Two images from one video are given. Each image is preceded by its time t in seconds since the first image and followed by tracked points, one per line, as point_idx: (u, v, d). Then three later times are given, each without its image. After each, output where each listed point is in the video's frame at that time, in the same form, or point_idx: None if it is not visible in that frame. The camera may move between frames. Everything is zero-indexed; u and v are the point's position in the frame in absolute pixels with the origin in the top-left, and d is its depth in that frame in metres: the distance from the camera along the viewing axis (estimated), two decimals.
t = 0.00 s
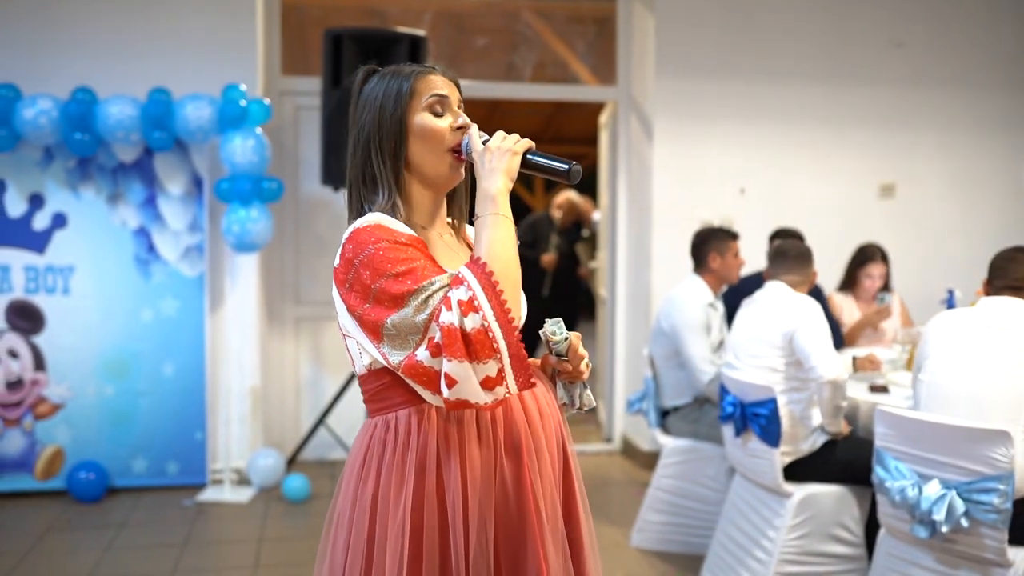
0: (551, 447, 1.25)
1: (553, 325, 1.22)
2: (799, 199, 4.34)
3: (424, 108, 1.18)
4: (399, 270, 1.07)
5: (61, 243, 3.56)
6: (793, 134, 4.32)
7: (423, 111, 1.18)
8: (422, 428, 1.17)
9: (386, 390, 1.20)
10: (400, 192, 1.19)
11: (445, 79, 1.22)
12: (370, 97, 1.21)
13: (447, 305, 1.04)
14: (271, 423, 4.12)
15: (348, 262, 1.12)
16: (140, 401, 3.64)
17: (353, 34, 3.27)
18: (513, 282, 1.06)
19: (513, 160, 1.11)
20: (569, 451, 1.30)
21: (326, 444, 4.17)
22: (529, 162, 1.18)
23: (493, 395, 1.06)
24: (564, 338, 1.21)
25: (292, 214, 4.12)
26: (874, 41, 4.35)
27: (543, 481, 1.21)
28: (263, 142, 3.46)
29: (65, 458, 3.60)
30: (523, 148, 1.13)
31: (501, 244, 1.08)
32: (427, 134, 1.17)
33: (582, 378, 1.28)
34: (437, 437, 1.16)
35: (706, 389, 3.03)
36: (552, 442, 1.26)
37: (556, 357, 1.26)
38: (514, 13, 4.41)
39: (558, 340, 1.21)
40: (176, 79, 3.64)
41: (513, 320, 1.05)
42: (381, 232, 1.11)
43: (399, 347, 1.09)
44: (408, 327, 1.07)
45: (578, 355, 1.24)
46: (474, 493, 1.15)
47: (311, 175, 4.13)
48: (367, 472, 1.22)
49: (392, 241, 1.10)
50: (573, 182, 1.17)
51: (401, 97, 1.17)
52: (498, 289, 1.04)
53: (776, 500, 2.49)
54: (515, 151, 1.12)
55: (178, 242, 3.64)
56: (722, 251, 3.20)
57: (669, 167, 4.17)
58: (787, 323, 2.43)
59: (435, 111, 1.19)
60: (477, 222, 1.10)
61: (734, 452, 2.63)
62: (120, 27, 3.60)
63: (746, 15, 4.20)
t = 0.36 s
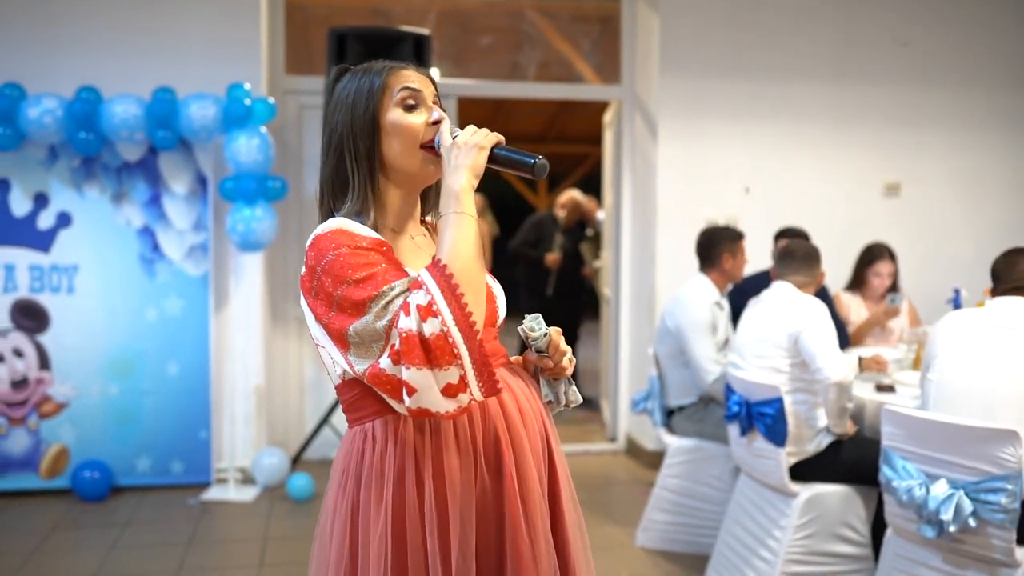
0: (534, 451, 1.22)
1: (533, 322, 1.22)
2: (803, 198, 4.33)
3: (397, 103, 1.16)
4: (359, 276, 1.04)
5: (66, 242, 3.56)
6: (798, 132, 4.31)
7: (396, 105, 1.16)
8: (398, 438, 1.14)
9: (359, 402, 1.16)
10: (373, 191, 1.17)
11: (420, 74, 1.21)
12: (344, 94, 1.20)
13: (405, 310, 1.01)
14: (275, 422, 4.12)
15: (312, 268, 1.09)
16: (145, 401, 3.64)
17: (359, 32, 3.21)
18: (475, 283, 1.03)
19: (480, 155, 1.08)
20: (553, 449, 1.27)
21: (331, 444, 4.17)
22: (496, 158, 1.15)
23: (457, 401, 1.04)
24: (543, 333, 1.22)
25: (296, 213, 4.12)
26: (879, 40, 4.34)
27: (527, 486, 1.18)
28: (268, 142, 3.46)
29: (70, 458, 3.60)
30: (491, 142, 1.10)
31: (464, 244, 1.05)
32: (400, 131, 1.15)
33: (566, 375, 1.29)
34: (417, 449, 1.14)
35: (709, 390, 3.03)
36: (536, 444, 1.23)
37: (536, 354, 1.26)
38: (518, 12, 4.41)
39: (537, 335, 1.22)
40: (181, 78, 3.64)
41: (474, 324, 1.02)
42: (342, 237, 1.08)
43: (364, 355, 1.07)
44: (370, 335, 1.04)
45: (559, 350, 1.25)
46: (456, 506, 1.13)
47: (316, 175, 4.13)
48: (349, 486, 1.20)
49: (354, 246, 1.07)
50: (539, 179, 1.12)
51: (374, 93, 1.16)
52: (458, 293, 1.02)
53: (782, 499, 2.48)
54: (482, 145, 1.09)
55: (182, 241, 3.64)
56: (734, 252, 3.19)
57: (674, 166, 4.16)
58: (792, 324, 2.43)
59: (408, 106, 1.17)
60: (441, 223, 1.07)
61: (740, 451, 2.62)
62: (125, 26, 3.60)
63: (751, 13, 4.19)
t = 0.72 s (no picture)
0: (485, 458, 1.12)
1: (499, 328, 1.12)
2: (811, 199, 4.32)
3: (329, 94, 1.09)
4: (301, 268, 0.97)
5: (74, 242, 3.57)
6: (805, 132, 4.30)
7: (329, 97, 1.09)
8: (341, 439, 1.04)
9: (306, 401, 1.07)
10: (331, 189, 1.11)
11: (355, 61, 1.13)
12: (277, 96, 1.13)
13: (335, 303, 0.93)
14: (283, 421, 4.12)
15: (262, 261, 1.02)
16: (153, 401, 3.65)
17: (366, 33, 3.16)
18: (411, 277, 0.94)
19: (419, 136, 0.99)
20: (507, 453, 1.16)
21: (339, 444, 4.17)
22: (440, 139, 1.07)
23: (391, 397, 0.97)
24: (508, 339, 1.12)
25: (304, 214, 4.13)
26: (887, 39, 4.33)
27: (476, 494, 1.08)
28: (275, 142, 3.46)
29: (78, 458, 3.61)
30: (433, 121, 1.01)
31: (398, 234, 0.95)
32: (333, 121, 1.08)
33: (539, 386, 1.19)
34: (358, 451, 1.04)
35: (715, 392, 3.03)
36: (487, 450, 1.12)
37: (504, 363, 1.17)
38: (525, 13, 4.41)
39: (503, 342, 1.11)
40: (189, 78, 3.64)
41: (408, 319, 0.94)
42: (291, 227, 1.00)
43: (308, 348, 0.99)
44: (310, 329, 0.97)
45: (528, 360, 1.15)
46: (397, 513, 1.03)
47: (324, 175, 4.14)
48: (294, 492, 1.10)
49: (301, 235, 1.00)
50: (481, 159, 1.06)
51: (304, 90, 1.09)
52: (390, 283, 0.92)
53: (791, 500, 2.48)
54: (423, 125, 1.00)
55: (190, 242, 3.64)
56: (745, 255, 3.18)
57: (681, 166, 4.15)
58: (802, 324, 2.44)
59: (341, 94, 1.09)
60: (379, 209, 0.97)
61: (748, 452, 2.62)
62: (132, 27, 3.60)
63: (758, 14, 4.18)
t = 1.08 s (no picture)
0: (425, 478, 1.01)
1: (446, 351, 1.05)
2: (823, 200, 4.30)
3: (294, 104, 1.02)
4: (222, 287, 0.93)
5: (85, 244, 3.57)
6: (816, 133, 4.28)
7: (293, 107, 1.02)
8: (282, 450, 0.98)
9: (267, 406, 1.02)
10: (284, 199, 1.06)
11: (336, 68, 1.05)
12: (249, 92, 1.07)
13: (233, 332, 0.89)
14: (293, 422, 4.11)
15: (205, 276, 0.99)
16: (163, 402, 3.64)
17: (378, 35, 3.16)
18: (311, 309, 0.87)
19: (343, 160, 0.92)
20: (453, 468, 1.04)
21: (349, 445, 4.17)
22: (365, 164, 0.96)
23: (281, 435, 0.89)
24: (454, 362, 1.03)
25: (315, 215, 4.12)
26: (899, 39, 4.31)
27: (411, 521, 0.98)
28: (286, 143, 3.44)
29: (89, 459, 3.62)
30: (360, 145, 0.93)
31: (301, 263, 0.88)
32: (290, 133, 1.01)
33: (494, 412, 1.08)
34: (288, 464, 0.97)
35: (726, 394, 3.02)
36: (428, 472, 1.02)
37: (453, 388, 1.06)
38: (534, 14, 4.41)
39: (447, 364, 1.03)
40: (200, 79, 3.64)
41: (298, 357, 0.87)
42: (224, 242, 0.96)
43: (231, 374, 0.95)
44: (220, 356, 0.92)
45: (477, 387, 1.05)
46: (322, 534, 0.95)
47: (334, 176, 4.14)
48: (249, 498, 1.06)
49: (228, 254, 0.95)
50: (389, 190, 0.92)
51: (273, 95, 1.03)
52: (280, 315, 0.86)
53: (804, 503, 2.46)
54: (349, 150, 0.93)
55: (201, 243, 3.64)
56: (757, 256, 3.17)
57: (691, 167, 4.14)
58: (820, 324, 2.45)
59: (306, 105, 1.02)
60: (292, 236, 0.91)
61: (760, 454, 2.60)
62: (143, 28, 3.61)
63: (769, 16, 4.17)
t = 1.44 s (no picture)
0: (385, 489, 1.02)
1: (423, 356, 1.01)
2: (841, 201, 4.28)
3: (285, 101, 1.03)
4: (200, 292, 0.99)
5: (105, 244, 3.59)
6: (835, 134, 4.26)
7: (284, 104, 1.03)
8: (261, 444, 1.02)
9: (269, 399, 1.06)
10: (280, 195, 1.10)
11: (328, 63, 1.04)
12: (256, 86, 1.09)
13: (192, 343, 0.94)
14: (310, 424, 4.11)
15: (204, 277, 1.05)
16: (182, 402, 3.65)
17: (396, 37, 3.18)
18: (256, 327, 0.90)
19: (298, 171, 0.93)
20: (424, 473, 1.04)
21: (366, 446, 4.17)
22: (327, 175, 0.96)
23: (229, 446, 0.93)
24: (423, 367, 1.00)
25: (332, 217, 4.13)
26: (919, 39, 4.28)
27: (366, 523, 1.00)
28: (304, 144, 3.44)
29: (109, 458, 3.64)
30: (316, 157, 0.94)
31: (246, 280, 0.90)
32: (280, 130, 1.03)
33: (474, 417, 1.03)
34: (261, 461, 1.01)
35: (745, 394, 3.01)
36: (392, 475, 1.02)
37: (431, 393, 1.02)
38: (551, 14, 4.41)
39: (416, 369, 1.00)
40: (219, 81, 3.66)
41: (236, 373, 0.90)
42: (209, 248, 1.02)
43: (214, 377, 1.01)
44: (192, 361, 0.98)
45: (451, 393, 1.01)
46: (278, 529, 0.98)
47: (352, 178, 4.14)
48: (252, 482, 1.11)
49: (210, 260, 1.01)
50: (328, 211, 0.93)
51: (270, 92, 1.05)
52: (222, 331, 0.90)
53: (823, 505, 2.45)
54: (305, 161, 0.93)
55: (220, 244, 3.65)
56: (774, 257, 3.16)
57: (709, 168, 4.13)
58: (845, 319, 2.48)
59: (295, 102, 1.03)
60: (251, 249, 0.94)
61: (780, 456, 2.58)
62: (162, 30, 3.62)
63: (788, 16, 4.15)
